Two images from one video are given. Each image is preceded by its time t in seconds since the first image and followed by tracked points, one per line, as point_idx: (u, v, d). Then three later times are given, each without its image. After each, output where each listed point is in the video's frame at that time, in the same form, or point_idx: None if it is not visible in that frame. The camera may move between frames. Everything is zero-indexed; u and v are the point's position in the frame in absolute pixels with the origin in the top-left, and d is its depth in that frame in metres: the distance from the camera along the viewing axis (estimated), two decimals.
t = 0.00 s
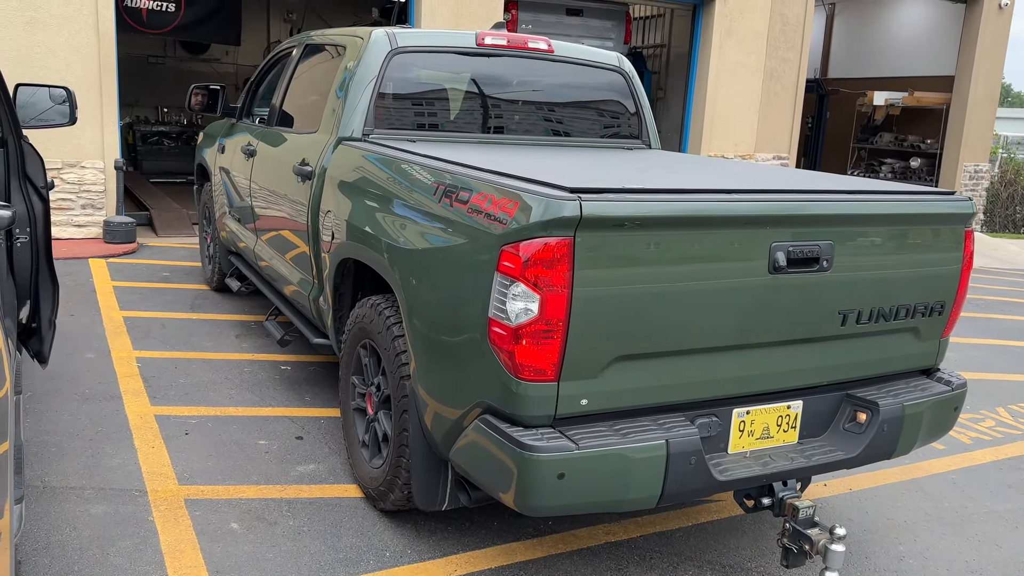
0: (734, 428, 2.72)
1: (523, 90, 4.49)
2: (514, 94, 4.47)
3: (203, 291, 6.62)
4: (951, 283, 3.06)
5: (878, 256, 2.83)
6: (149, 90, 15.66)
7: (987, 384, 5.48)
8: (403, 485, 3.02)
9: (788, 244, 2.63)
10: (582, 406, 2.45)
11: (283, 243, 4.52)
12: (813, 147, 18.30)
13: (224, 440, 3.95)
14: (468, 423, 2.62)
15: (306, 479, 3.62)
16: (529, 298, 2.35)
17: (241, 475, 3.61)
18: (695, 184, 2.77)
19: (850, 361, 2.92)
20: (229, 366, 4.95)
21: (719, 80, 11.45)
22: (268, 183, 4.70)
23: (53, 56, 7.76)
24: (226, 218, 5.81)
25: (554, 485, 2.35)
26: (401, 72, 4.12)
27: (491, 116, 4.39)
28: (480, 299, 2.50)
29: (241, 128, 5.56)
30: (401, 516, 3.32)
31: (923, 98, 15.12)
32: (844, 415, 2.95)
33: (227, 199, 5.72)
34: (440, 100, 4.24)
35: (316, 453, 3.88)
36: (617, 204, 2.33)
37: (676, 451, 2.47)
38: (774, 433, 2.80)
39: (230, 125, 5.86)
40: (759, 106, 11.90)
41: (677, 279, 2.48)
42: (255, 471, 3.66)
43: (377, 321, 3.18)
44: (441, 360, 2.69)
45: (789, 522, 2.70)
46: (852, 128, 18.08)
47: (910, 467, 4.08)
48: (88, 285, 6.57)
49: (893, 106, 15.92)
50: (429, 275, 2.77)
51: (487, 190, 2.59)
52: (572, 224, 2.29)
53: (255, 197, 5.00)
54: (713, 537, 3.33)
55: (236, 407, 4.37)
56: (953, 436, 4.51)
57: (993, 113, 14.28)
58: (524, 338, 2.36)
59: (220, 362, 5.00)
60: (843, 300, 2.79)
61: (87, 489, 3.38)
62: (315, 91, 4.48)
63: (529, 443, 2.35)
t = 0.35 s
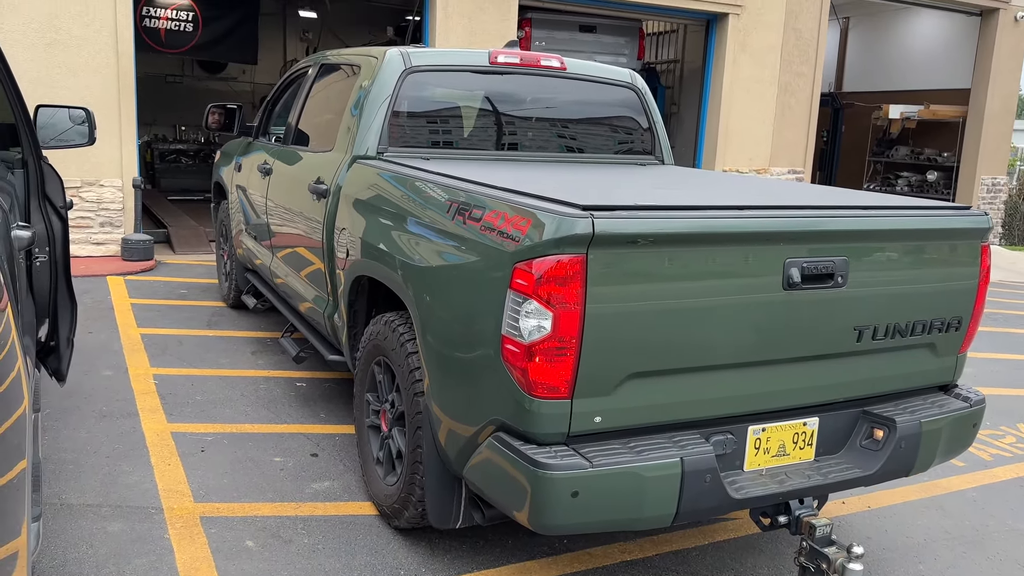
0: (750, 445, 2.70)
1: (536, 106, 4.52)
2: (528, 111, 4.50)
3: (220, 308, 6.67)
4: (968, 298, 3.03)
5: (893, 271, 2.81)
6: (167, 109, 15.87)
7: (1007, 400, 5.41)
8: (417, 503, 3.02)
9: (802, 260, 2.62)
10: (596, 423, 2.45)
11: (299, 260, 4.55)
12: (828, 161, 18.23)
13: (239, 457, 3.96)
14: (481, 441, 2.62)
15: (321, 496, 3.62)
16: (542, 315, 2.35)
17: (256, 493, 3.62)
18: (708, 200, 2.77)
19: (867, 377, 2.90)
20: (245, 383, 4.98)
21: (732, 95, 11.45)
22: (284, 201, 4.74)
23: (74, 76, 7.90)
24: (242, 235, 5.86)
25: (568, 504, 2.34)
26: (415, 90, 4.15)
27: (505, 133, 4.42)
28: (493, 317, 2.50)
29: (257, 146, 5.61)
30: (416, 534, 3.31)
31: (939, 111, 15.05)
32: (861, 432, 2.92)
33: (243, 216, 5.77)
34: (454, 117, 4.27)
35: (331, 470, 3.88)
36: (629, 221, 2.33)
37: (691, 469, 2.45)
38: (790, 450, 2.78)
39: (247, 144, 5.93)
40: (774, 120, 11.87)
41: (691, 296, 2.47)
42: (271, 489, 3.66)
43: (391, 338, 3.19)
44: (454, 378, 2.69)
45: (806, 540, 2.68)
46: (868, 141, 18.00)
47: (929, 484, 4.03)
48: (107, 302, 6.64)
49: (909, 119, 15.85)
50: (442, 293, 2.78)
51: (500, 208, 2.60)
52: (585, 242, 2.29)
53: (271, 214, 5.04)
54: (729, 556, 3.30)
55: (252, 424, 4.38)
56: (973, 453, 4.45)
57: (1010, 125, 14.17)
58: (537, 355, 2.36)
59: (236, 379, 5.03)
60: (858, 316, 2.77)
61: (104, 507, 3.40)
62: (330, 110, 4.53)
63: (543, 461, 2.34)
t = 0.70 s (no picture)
0: (757, 456, 2.68)
1: (542, 118, 4.53)
2: (535, 122, 4.51)
3: (228, 320, 6.70)
4: (977, 307, 3.01)
5: (901, 280, 2.79)
6: (177, 123, 16.00)
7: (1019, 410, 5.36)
8: (423, 515, 3.01)
9: (809, 270, 2.61)
10: (601, 434, 2.44)
11: (306, 273, 4.57)
12: (836, 170, 18.17)
13: (247, 470, 3.97)
14: (487, 452, 2.61)
15: (328, 509, 3.62)
16: (547, 326, 2.35)
17: (263, 505, 3.62)
18: (714, 210, 2.77)
19: (875, 387, 2.88)
20: (253, 395, 4.99)
21: (739, 105, 11.45)
22: (292, 213, 4.76)
23: (84, 92, 7.97)
24: (250, 248, 5.89)
25: (573, 516, 2.33)
26: (422, 103, 4.17)
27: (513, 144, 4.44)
28: (499, 328, 2.50)
29: (266, 159, 5.65)
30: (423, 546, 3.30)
31: (948, 120, 15.01)
32: (869, 442, 2.90)
33: (252, 229, 5.80)
34: (463, 129, 4.29)
35: (338, 482, 3.88)
36: (635, 232, 2.33)
37: (698, 480, 2.44)
38: (798, 461, 2.76)
39: (255, 157, 5.96)
40: (782, 129, 11.86)
41: (696, 306, 2.46)
42: (278, 501, 3.66)
43: (398, 349, 3.19)
44: (460, 389, 2.69)
45: (814, 552, 2.69)
46: (877, 149, 17.95)
47: (940, 494, 3.99)
48: (116, 315, 6.67)
49: (917, 128, 15.79)
50: (448, 304, 2.78)
51: (505, 219, 2.60)
52: (589, 253, 2.29)
53: (279, 227, 5.06)
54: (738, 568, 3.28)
55: (260, 436, 4.39)
56: (984, 463, 4.41)
57: (1020, 133, 14.09)
58: (542, 367, 2.36)
59: (244, 392, 5.04)
60: (867, 325, 2.75)
61: (112, 520, 3.41)
62: (338, 123, 4.55)
63: (548, 473, 2.34)
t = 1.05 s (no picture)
0: (757, 461, 2.68)
1: (541, 124, 4.54)
2: (534, 128, 4.52)
3: (229, 328, 6.70)
4: (977, 310, 3.01)
5: (900, 284, 2.79)
6: (177, 131, 16.03)
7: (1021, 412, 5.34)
8: (423, 522, 3.01)
9: (807, 274, 2.61)
10: (601, 440, 2.44)
11: (306, 280, 4.57)
12: (836, 173, 18.17)
13: (248, 477, 3.96)
14: (487, 458, 2.60)
15: (329, 516, 3.62)
16: (545, 331, 2.35)
17: (263, 513, 3.61)
18: (713, 215, 2.77)
19: (875, 391, 2.88)
20: (253, 403, 4.99)
21: (738, 109, 11.46)
22: (292, 220, 4.77)
23: (84, 100, 7.99)
24: (250, 256, 5.89)
25: (573, 522, 2.32)
26: (421, 110, 4.18)
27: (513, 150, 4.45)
28: (497, 334, 2.50)
29: (265, 167, 5.65)
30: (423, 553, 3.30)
31: (947, 122, 15.02)
32: (870, 446, 2.90)
33: (252, 237, 5.80)
34: (463, 135, 4.30)
35: (338, 490, 3.88)
36: (633, 237, 2.33)
37: (698, 485, 2.44)
38: (798, 465, 2.76)
39: (255, 165, 5.97)
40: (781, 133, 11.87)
41: (695, 311, 2.46)
42: (278, 509, 3.66)
43: (397, 356, 3.20)
44: (460, 396, 2.69)
45: (815, 557, 2.68)
46: (876, 153, 17.96)
47: (942, 497, 3.98)
48: (116, 324, 6.67)
49: (917, 131, 15.79)
50: (448, 311, 2.78)
51: (504, 225, 2.61)
52: (587, 258, 2.29)
53: (278, 234, 5.07)
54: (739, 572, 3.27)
55: (260, 444, 4.39)
56: (986, 466, 4.40)
57: (1019, 135, 14.09)
58: (541, 372, 2.36)
59: (245, 399, 5.04)
60: (867, 329, 2.75)
61: (112, 529, 3.40)
62: (337, 130, 4.56)
63: (547, 478, 2.33)
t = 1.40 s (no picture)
0: (746, 457, 2.70)
1: (530, 123, 4.54)
2: (523, 127, 4.52)
3: (218, 330, 6.68)
4: (962, 304, 3.03)
5: (886, 279, 2.80)
6: (165, 132, 15.95)
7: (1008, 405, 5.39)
8: (414, 522, 3.01)
9: (793, 270, 2.62)
10: (590, 438, 2.44)
11: (294, 281, 4.56)
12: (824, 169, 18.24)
13: (238, 479, 3.96)
14: (477, 457, 2.60)
15: (319, 517, 3.61)
16: (533, 330, 2.35)
17: (254, 515, 3.60)
18: (701, 212, 2.78)
19: (862, 386, 2.89)
20: (243, 404, 4.97)
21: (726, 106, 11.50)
22: (280, 221, 4.76)
23: (69, 103, 7.94)
24: (239, 257, 5.87)
25: (562, 520, 2.33)
26: (409, 109, 4.18)
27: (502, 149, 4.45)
28: (486, 333, 2.50)
29: (253, 168, 5.64)
30: (414, 552, 3.30)
31: (933, 118, 15.10)
32: (857, 441, 2.92)
33: (240, 238, 5.79)
34: (452, 135, 4.31)
35: (329, 491, 3.87)
36: (620, 235, 2.34)
37: (686, 482, 2.45)
38: (787, 461, 2.77)
39: (242, 166, 5.95)
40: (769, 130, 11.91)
41: (682, 308, 2.47)
42: (268, 511, 3.65)
43: (386, 356, 3.19)
44: (449, 395, 2.69)
45: (804, 551, 2.69)
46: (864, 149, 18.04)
47: (930, 491, 4.01)
48: (104, 326, 6.64)
49: (903, 126, 15.87)
50: (436, 311, 2.78)
51: (491, 225, 2.61)
52: (574, 257, 2.30)
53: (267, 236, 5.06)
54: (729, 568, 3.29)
55: (249, 445, 4.38)
56: (973, 459, 4.44)
57: (1005, 130, 14.18)
58: (529, 371, 2.36)
59: (235, 401, 5.02)
60: (853, 324, 2.77)
61: (101, 532, 3.39)
62: (324, 130, 4.55)
63: (536, 477, 2.34)
